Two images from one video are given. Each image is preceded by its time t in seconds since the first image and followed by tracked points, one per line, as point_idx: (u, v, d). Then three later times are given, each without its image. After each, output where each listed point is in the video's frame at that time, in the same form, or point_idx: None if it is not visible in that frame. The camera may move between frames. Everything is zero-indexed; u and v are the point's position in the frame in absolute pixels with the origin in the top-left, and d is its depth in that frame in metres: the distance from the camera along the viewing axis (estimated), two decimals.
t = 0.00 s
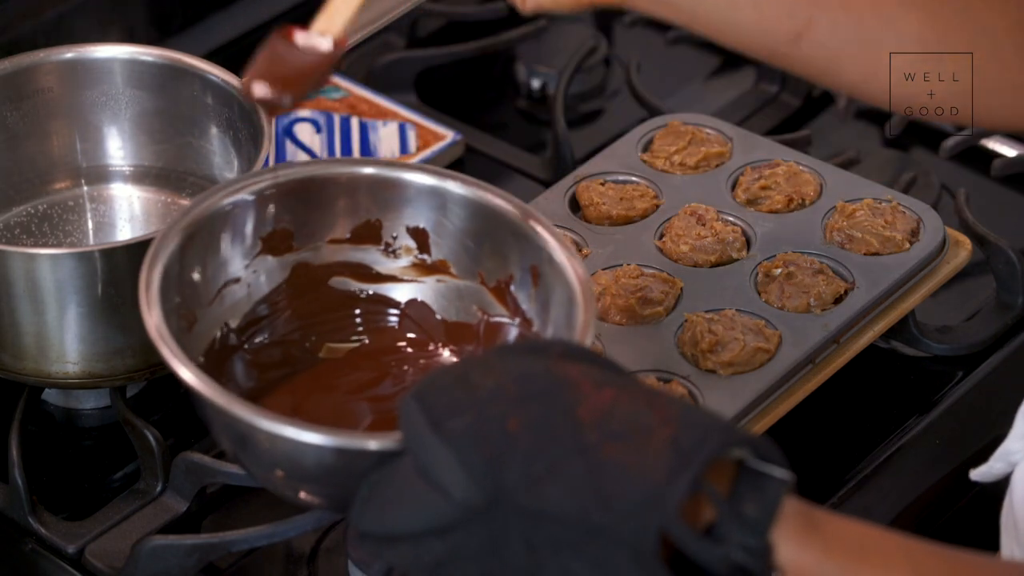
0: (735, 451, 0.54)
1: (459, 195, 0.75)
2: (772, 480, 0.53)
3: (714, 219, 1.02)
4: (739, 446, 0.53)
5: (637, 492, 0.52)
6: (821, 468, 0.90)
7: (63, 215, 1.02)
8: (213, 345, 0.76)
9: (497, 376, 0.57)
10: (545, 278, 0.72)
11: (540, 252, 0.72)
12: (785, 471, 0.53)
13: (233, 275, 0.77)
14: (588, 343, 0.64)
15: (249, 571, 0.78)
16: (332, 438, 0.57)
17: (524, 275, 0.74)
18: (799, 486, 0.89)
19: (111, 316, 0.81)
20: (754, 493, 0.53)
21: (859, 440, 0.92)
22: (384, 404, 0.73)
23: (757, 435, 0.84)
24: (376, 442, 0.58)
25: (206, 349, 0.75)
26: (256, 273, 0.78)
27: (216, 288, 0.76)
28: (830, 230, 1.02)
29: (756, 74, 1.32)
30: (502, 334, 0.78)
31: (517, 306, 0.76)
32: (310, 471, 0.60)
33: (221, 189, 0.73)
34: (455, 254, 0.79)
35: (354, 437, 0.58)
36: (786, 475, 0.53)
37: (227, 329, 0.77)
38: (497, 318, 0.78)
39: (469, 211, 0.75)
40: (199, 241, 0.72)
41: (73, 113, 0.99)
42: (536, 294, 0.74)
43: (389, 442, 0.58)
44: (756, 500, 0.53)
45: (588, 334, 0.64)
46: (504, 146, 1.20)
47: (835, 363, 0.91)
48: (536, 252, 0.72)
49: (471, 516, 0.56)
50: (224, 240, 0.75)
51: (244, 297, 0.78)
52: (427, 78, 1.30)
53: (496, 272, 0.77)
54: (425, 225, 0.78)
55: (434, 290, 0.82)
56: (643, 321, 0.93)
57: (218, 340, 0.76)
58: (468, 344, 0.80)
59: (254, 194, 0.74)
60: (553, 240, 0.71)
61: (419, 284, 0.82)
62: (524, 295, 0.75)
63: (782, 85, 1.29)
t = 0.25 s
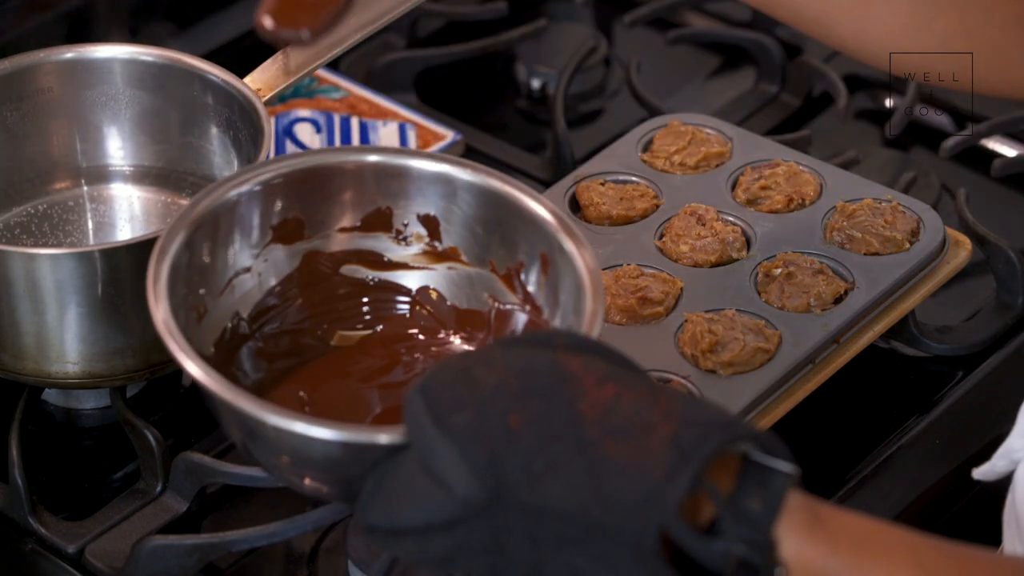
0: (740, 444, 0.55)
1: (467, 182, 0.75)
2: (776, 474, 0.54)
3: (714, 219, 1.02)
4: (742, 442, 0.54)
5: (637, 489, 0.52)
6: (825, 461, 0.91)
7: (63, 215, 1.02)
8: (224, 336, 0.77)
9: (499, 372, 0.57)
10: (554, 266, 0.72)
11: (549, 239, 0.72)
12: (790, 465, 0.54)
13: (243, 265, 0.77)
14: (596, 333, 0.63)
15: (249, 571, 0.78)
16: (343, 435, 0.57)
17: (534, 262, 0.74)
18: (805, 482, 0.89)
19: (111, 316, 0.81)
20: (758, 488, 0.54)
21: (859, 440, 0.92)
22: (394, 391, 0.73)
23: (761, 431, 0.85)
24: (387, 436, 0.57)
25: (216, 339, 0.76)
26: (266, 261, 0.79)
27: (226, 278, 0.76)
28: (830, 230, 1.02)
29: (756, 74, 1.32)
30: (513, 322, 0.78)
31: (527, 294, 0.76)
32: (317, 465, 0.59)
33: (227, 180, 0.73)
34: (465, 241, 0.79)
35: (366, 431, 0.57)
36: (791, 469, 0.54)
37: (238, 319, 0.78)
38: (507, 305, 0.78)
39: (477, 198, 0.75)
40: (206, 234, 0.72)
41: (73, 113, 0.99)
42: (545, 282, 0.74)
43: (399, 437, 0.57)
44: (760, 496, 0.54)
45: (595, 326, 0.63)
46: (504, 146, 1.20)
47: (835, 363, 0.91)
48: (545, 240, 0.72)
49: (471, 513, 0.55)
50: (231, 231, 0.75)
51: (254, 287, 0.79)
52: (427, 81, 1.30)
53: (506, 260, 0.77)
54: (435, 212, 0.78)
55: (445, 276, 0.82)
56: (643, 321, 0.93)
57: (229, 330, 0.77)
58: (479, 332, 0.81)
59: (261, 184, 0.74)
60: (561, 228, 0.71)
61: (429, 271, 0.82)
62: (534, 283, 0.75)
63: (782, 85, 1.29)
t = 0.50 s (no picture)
0: (740, 444, 0.55)
1: (464, 179, 0.74)
2: (777, 473, 0.54)
3: (715, 219, 1.02)
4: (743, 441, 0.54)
5: (636, 491, 0.52)
6: (826, 460, 0.91)
7: (63, 215, 1.02)
8: (223, 339, 0.76)
9: (498, 374, 0.57)
10: (552, 262, 0.72)
11: (546, 235, 0.71)
12: (790, 464, 0.54)
13: (241, 266, 0.76)
14: (594, 332, 0.62)
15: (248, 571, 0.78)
16: (343, 441, 0.56)
17: (532, 257, 0.74)
18: (805, 482, 0.89)
19: (111, 316, 0.81)
20: (758, 488, 0.54)
21: (859, 440, 0.92)
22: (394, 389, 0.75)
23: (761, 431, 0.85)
24: (388, 441, 0.57)
25: (215, 344, 0.75)
26: (263, 263, 0.78)
27: (224, 280, 0.75)
28: (830, 230, 1.02)
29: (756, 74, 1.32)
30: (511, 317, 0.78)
31: (524, 289, 0.76)
32: (316, 467, 0.59)
33: (222, 182, 0.72)
34: (462, 237, 0.79)
35: (365, 437, 0.57)
36: (791, 468, 0.54)
37: (236, 321, 0.77)
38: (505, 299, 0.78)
39: (474, 193, 0.75)
40: (202, 237, 0.71)
41: (74, 113, 0.99)
42: (542, 278, 0.74)
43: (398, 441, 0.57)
44: (760, 495, 0.54)
45: (592, 325, 0.63)
46: (504, 146, 1.20)
47: (835, 363, 0.91)
48: (543, 236, 0.72)
49: (471, 516, 0.55)
50: (227, 233, 0.74)
51: (252, 288, 0.78)
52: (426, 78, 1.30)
53: (503, 255, 0.77)
54: (431, 208, 0.77)
55: (441, 273, 0.82)
56: (643, 321, 0.93)
57: (227, 334, 0.76)
58: (478, 328, 0.81)
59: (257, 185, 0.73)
60: (558, 223, 0.70)
61: (426, 268, 0.82)
62: (532, 279, 0.75)
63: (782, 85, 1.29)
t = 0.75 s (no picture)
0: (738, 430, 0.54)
1: (460, 166, 0.74)
2: (773, 461, 0.53)
3: (715, 219, 1.02)
4: (740, 429, 0.54)
5: (637, 475, 0.52)
6: (828, 452, 0.91)
7: (63, 214, 1.02)
8: (219, 325, 0.75)
9: (494, 361, 0.57)
10: (548, 248, 0.72)
11: (544, 223, 0.71)
12: (785, 450, 0.53)
13: (237, 253, 0.76)
14: (589, 316, 0.62)
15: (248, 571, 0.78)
16: (340, 425, 0.55)
17: (529, 245, 0.74)
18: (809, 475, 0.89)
19: (111, 316, 0.81)
20: (755, 473, 0.53)
21: (859, 440, 0.92)
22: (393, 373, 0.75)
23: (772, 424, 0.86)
24: (385, 425, 0.55)
25: (212, 330, 0.74)
26: (259, 250, 0.77)
27: (220, 267, 0.75)
28: (830, 230, 1.02)
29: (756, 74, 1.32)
30: (507, 305, 0.79)
31: (521, 276, 0.76)
32: (314, 451, 0.57)
33: (218, 169, 0.71)
34: (458, 224, 0.79)
35: (363, 421, 0.55)
36: (787, 455, 0.53)
37: (233, 308, 0.76)
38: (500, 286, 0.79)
39: (471, 180, 0.75)
40: (198, 224, 0.70)
41: (73, 113, 0.99)
42: (539, 263, 0.74)
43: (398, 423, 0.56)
44: (757, 482, 0.53)
45: (587, 309, 0.63)
46: (504, 145, 1.20)
47: (835, 363, 0.91)
48: (540, 223, 0.72)
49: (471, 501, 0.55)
50: (222, 220, 0.73)
51: (248, 275, 0.77)
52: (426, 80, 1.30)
53: (499, 243, 0.77)
54: (428, 195, 0.77)
55: (437, 260, 0.82)
56: (643, 321, 0.93)
57: (224, 320, 0.75)
58: (474, 315, 0.81)
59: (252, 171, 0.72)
60: (556, 210, 0.71)
61: (422, 255, 0.82)
62: (529, 266, 0.75)
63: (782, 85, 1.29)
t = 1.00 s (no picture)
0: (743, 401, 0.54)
1: (478, 123, 0.77)
2: (777, 433, 0.54)
3: (715, 219, 1.02)
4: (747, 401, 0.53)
5: (634, 447, 0.52)
6: (836, 435, 0.93)
7: (63, 215, 1.02)
8: (239, 283, 0.79)
9: (501, 326, 0.56)
10: (567, 208, 0.74)
11: (563, 181, 0.74)
12: (790, 423, 0.54)
13: (260, 208, 0.79)
14: (600, 283, 0.63)
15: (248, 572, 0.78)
16: (359, 389, 0.57)
17: (548, 204, 0.76)
18: (817, 452, 0.91)
19: (111, 316, 0.81)
20: (758, 443, 0.54)
21: (859, 440, 0.92)
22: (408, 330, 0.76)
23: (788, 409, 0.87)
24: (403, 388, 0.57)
25: (232, 285, 0.78)
26: (283, 204, 0.81)
27: (242, 223, 0.78)
28: (830, 230, 1.02)
29: (755, 74, 1.32)
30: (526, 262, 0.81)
31: (540, 235, 0.79)
32: (331, 411, 0.60)
33: (239, 127, 0.74)
34: (479, 182, 0.81)
35: (381, 384, 0.58)
36: (791, 427, 0.53)
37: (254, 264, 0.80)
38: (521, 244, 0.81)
39: (489, 138, 0.77)
40: (219, 181, 0.74)
41: (73, 113, 0.99)
42: (559, 222, 0.76)
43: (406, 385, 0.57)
44: (760, 454, 0.54)
45: (600, 274, 0.64)
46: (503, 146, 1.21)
47: (835, 363, 0.91)
48: (558, 182, 0.74)
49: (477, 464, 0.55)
50: (243, 178, 0.76)
51: (272, 230, 0.81)
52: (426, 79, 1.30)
53: (521, 201, 0.79)
54: (449, 152, 0.80)
55: (460, 217, 0.85)
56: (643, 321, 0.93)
57: (246, 274, 0.79)
58: (496, 273, 0.84)
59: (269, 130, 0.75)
60: (573, 167, 0.73)
61: (446, 212, 0.85)
62: (548, 224, 0.77)
63: (782, 85, 1.29)
